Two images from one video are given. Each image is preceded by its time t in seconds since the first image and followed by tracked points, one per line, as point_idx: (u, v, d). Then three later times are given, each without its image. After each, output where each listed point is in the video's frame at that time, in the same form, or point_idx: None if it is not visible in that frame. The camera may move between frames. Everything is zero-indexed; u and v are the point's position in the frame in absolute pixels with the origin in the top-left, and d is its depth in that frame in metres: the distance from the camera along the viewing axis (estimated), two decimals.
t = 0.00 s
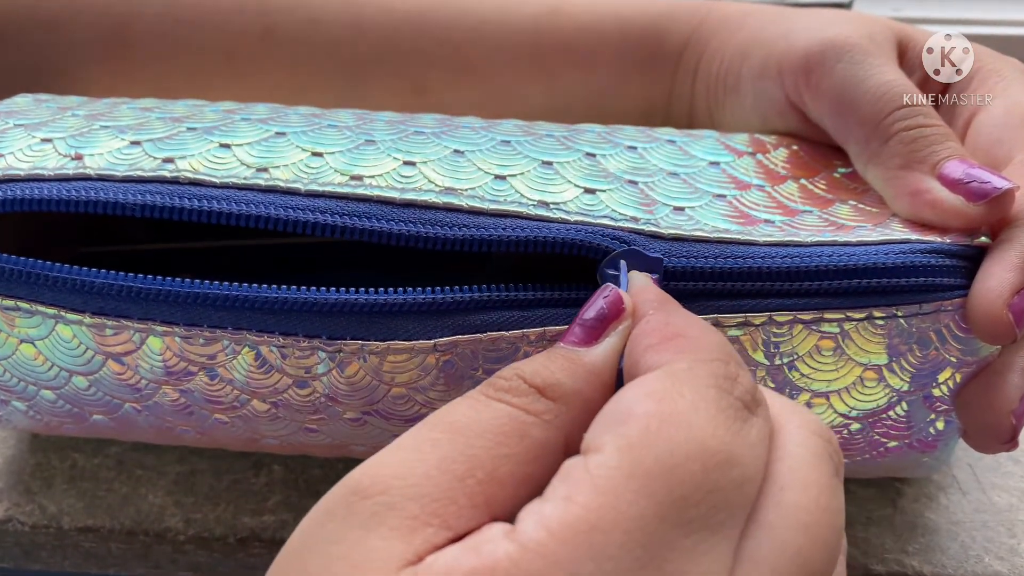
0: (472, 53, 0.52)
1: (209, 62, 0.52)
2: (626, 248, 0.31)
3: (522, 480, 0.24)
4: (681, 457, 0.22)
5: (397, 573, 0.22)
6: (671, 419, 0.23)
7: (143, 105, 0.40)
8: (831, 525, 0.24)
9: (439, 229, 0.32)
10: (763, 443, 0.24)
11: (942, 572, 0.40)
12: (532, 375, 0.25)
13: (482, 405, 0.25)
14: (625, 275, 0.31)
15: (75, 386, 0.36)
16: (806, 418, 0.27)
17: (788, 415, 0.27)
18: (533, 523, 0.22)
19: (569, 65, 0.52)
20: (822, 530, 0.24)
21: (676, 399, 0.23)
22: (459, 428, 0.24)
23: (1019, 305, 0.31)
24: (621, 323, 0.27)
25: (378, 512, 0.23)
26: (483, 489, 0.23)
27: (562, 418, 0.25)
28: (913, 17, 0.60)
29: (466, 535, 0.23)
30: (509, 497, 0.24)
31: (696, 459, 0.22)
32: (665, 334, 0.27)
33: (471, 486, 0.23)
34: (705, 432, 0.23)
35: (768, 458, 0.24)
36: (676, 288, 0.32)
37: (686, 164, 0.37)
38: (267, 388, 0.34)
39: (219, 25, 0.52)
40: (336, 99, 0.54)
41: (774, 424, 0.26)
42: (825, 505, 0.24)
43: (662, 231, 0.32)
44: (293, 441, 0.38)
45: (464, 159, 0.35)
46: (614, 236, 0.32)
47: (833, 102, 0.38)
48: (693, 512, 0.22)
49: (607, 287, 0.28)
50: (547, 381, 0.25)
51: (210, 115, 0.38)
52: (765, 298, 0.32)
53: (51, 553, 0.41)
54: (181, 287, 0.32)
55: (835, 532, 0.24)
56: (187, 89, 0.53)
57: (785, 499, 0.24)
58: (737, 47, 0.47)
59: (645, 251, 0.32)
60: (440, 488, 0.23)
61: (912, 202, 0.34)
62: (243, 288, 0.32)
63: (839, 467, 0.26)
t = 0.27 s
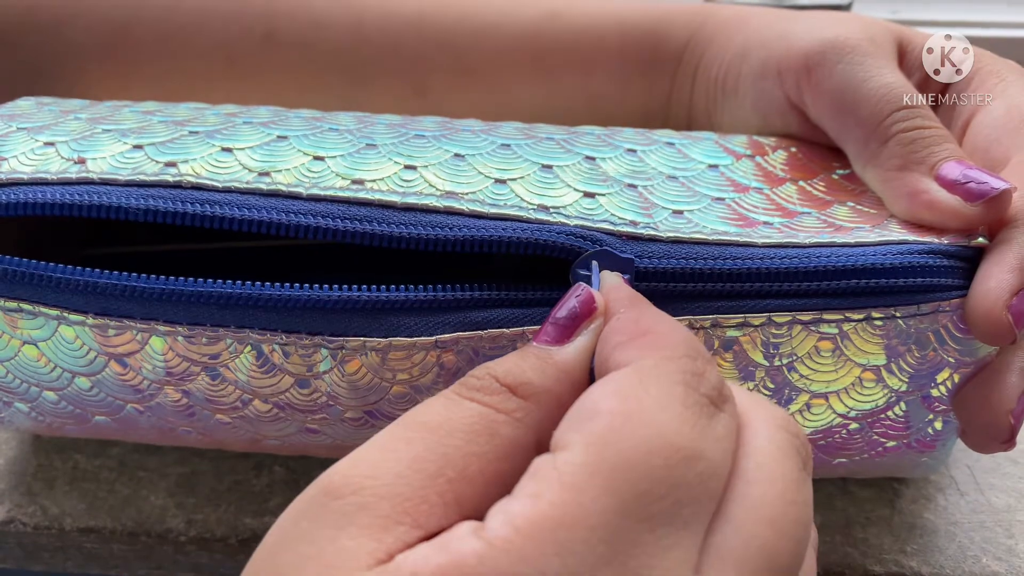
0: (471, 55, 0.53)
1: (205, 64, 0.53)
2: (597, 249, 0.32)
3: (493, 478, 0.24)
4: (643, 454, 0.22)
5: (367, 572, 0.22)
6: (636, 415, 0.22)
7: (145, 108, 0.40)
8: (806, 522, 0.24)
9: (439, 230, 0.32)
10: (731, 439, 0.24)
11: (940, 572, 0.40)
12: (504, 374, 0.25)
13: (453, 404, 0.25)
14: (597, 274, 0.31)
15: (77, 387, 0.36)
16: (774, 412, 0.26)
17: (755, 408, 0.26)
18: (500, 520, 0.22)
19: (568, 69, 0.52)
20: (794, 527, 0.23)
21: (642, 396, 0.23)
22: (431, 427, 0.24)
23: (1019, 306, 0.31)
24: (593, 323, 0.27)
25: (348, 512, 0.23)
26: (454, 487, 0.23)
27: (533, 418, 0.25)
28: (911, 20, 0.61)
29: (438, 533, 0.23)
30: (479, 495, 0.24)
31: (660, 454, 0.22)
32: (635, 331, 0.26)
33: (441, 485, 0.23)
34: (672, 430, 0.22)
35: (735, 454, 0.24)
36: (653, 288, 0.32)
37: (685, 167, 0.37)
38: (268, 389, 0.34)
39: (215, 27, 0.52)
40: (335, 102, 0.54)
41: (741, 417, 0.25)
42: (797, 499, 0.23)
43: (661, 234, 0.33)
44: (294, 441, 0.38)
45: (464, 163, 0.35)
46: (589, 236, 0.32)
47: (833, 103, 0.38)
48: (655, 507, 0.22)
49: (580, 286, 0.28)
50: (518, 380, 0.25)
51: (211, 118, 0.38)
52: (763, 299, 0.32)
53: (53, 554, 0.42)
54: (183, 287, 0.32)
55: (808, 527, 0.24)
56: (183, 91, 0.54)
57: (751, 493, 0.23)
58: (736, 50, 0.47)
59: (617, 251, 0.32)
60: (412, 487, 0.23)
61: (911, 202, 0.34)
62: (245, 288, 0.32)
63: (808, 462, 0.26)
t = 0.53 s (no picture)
0: (470, 57, 0.53)
1: (203, 66, 0.53)
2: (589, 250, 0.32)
3: (480, 475, 0.24)
4: (630, 450, 0.22)
5: (353, 571, 0.21)
6: (622, 411, 0.22)
7: (145, 111, 0.40)
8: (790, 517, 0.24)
9: (438, 232, 0.32)
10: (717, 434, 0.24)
11: (936, 572, 0.40)
12: (492, 372, 0.25)
13: (441, 402, 0.25)
14: (586, 275, 0.31)
15: (78, 388, 0.36)
16: (762, 407, 0.26)
17: (743, 405, 0.27)
18: (485, 516, 0.21)
19: (567, 70, 0.52)
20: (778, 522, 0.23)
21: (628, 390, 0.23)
22: (418, 425, 0.24)
23: (1015, 307, 0.31)
24: (583, 323, 0.27)
25: (335, 511, 0.22)
26: (442, 485, 0.23)
27: (520, 415, 0.25)
28: (908, 21, 0.61)
29: (426, 531, 0.23)
30: (467, 493, 0.24)
31: (645, 450, 0.22)
32: (622, 329, 0.26)
33: (428, 483, 0.23)
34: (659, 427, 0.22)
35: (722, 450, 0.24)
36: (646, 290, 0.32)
37: (683, 170, 0.38)
38: (268, 389, 0.34)
39: (214, 28, 0.52)
40: (335, 104, 0.54)
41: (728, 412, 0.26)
42: (783, 494, 0.24)
43: (658, 236, 0.33)
44: (293, 442, 0.38)
45: (462, 166, 0.35)
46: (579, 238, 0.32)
47: (831, 105, 0.38)
48: (641, 502, 0.22)
49: (569, 287, 0.28)
50: (506, 377, 0.25)
51: (211, 121, 0.39)
52: (760, 300, 0.32)
53: (54, 555, 0.42)
54: (184, 288, 0.32)
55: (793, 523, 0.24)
56: (181, 92, 0.54)
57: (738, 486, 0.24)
58: (734, 51, 0.47)
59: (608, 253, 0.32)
60: (399, 485, 0.23)
61: (907, 204, 0.34)
62: (245, 288, 0.32)
63: (795, 458, 0.26)
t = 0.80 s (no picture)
0: (469, 60, 0.53)
1: (201, 68, 0.53)
2: (576, 256, 0.32)
3: (461, 483, 0.24)
4: (606, 458, 0.22)
5: None
6: (599, 418, 0.23)
7: (145, 115, 0.41)
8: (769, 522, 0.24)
9: (437, 238, 0.32)
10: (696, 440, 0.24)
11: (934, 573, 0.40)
12: (476, 378, 0.25)
13: (424, 409, 0.25)
14: (575, 282, 0.31)
15: (79, 391, 0.36)
16: (743, 416, 0.27)
17: (723, 413, 0.27)
18: (462, 522, 0.21)
19: (566, 72, 0.52)
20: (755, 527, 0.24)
21: (606, 398, 0.23)
22: (398, 431, 0.24)
23: (1013, 311, 0.31)
24: (567, 330, 0.28)
25: (316, 517, 0.22)
26: (424, 491, 0.23)
27: (503, 422, 0.25)
28: (908, 23, 0.61)
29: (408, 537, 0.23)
30: (449, 500, 0.23)
31: (621, 458, 0.22)
32: (603, 337, 0.27)
33: (410, 489, 0.23)
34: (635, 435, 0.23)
35: (700, 455, 0.24)
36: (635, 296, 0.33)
37: (681, 174, 0.38)
38: (269, 393, 0.35)
39: (216, 30, 0.52)
40: (334, 106, 0.54)
41: (708, 420, 0.26)
42: (762, 501, 0.24)
43: (656, 242, 0.33)
44: (294, 445, 0.38)
45: (461, 171, 0.35)
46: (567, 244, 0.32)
47: (829, 108, 0.38)
48: (617, 509, 0.22)
49: (554, 295, 0.29)
50: (490, 385, 0.25)
51: (211, 125, 0.39)
52: (758, 305, 0.33)
53: (55, 556, 0.42)
54: (185, 292, 0.32)
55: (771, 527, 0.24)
56: (179, 94, 0.54)
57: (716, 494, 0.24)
58: (733, 54, 0.48)
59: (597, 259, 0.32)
60: (380, 491, 0.23)
61: (905, 208, 0.34)
62: (245, 292, 0.32)
63: (775, 465, 0.26)
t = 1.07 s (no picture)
0: (468, 58, 0.53)
1: (198, 68, 0.53)
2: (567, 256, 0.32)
3: (441, 483, 0.23)
4: (582, 456, 0.22)
5: None
6: (575, 417, 0.22)
7: (143, 114, 0.40)
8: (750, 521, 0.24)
9: (435, 238, 0.32)
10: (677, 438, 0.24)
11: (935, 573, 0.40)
12: (458, 378, 0.25)
13: (405, 409, 0.24)
14: (564, 282, 0.31)
15: (77, 392, 0.36)
16: (723, 414, 0.26)
17: (705, 412, 0.26)
18: (436, 521, 0.21)
19: (566, 71, 0.52)
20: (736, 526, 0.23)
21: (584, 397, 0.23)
22: (378, 432, 0.23)
23: (1014, 312, 0.31)
24: (552, 330, 0.27)
25: (294, 518, 0.22)
26: (404, 491, 0.23)
27: (485, 421, 0.24)
28: (908, 22, 0.61)
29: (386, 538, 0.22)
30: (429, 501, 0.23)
31: (596, 455, 0.22)
32: (586, 335, 0.27)
33: (389, 489, 0.23)
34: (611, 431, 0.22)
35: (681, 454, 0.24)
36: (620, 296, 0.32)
37: (681, 174, 0.37)
38: (267, 393, 0.34)
39: (214, 29, 0.52)
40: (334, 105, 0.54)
41: (688, 418, 0.26)
42: (742, 499, 0.24)
43: (656, 243, 0.33)
44: (292, 445, 0.38)
45: (460, 172, 0.35)
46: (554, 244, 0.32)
47: (830, 107, 0.38)
48: (591, 506, 0.22)
49: (539, 296, 0.29)
50: (472, 384, 0.25)
51: (209, 125, 0.38)
52: (757, 305, 0.32)
53: (52, 556, 0.42)
54: (183, 292, 0.32)
55: (751, 527, 0.24)
56: (175, 92, 0.54)
57: (695, 493, 0.24)
58: (733, 53, 0.47)
59: (586, 259, 0.32)
60: (359, 492, 0.22)
61: (906, 207, 0.34)
62: (244, 291, 0.32)
63: (759, 463, 0.26)
